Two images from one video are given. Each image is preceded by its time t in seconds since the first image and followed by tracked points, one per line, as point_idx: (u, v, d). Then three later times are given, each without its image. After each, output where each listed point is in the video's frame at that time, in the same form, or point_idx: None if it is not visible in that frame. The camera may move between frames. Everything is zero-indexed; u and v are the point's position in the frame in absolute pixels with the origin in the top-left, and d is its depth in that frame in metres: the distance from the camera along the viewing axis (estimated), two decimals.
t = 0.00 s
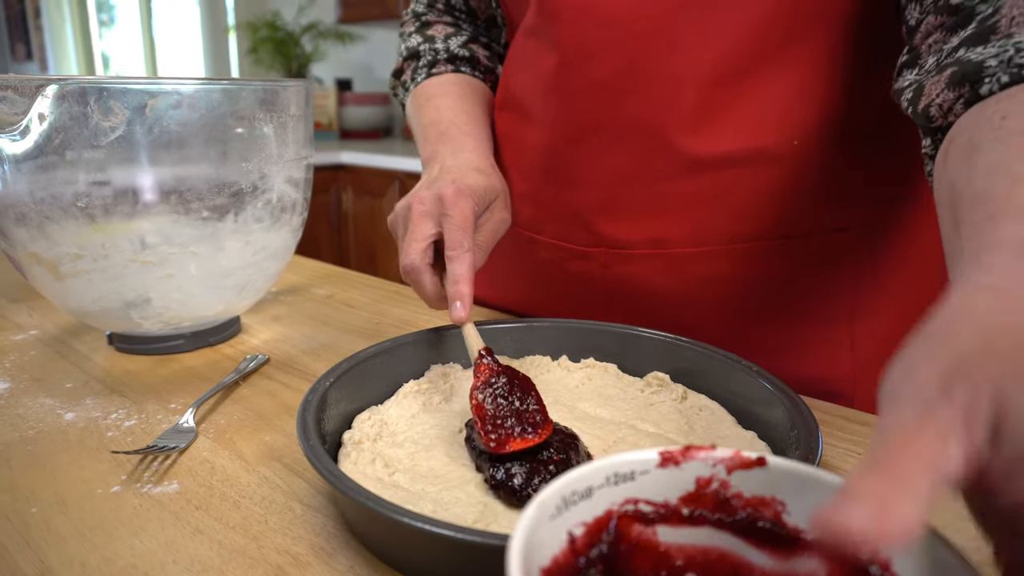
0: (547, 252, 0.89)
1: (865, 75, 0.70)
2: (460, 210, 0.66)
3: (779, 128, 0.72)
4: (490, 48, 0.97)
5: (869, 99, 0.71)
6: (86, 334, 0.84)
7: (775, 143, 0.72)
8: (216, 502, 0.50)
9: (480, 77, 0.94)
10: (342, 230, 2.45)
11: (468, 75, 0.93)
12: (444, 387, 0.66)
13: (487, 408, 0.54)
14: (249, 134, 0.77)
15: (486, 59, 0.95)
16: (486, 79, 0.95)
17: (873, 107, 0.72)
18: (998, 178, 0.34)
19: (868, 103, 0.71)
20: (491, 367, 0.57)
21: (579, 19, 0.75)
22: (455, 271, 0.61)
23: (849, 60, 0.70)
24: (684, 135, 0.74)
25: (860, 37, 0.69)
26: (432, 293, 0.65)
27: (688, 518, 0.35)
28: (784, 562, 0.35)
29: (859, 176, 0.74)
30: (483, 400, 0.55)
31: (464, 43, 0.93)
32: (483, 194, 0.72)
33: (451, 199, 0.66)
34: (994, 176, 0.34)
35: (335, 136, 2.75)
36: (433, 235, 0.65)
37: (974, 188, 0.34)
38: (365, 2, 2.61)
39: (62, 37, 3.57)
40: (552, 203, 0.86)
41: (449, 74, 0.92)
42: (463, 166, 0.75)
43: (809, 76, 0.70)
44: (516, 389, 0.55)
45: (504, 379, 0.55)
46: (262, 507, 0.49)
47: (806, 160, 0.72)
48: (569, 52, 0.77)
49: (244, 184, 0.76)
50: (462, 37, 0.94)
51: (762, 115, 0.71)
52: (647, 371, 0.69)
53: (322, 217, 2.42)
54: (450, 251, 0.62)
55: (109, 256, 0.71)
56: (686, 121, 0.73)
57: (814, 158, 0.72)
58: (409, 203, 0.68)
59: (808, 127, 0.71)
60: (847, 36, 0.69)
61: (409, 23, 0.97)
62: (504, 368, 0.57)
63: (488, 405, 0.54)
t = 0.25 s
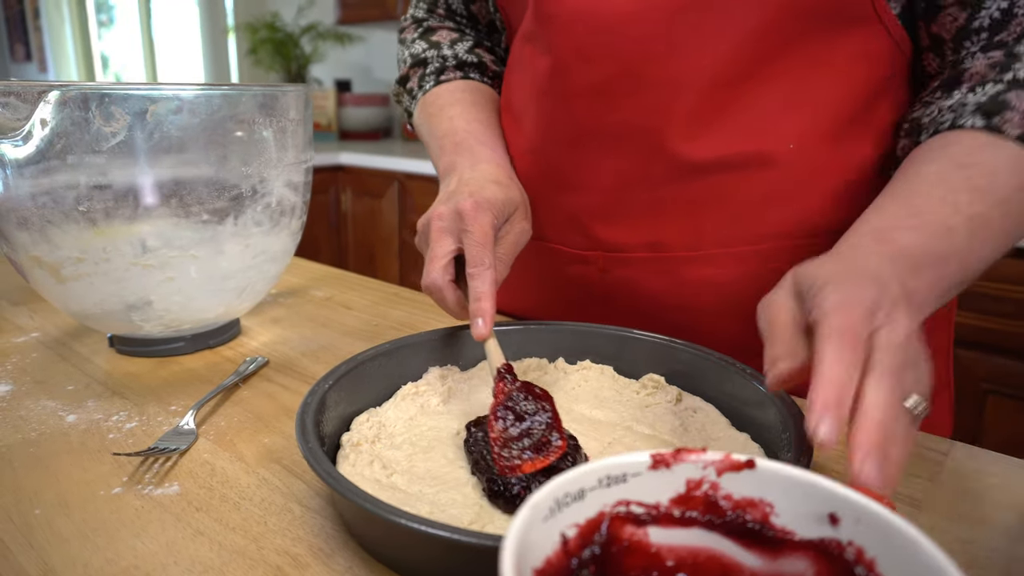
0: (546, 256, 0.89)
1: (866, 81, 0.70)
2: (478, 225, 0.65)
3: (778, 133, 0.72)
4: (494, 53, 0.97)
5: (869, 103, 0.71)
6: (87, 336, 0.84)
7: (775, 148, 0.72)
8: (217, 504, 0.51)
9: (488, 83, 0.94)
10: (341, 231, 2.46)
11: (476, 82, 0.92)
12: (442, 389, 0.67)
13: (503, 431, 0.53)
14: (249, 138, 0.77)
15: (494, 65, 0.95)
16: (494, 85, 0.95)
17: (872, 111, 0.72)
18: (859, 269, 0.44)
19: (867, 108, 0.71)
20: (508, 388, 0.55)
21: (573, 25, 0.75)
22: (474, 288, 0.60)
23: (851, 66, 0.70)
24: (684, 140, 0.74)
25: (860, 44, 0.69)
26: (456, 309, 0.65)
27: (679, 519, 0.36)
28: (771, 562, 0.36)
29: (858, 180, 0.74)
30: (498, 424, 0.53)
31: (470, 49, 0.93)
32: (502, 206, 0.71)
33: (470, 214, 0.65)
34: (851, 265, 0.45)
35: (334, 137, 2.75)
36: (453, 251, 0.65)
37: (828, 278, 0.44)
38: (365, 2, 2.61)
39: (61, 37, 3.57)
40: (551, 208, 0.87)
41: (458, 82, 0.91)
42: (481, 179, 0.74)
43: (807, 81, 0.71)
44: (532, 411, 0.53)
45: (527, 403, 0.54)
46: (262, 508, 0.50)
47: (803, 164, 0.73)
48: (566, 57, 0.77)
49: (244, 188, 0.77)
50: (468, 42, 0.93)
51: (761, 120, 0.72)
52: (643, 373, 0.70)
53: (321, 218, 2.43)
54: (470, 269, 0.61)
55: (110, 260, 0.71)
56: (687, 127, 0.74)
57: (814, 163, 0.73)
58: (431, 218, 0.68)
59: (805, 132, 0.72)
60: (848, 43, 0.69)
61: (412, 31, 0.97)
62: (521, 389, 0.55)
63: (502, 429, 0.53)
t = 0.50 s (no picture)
0: (557, 271, 0.89)
1: (867, 101, 0.73)
2: (495, 248, 0.69)
3: (790, 152, 0.74)
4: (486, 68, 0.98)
5: (870, 122, 0.74)
6: (90, 349, 0.85)
7: (786, 167, 0.74)
8: (220, 521, 0.52)
9: (479, 100, 0.95)
10: (340, 236, 2.47)
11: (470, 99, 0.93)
12: (442, 405, 0.68)
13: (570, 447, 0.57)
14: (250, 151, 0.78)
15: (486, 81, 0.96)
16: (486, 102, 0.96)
17: (875, 130, 0.75)
18: (813, 326, 0.48)
19: (870, 127, 0.74)
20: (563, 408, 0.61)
21: (597, 45, 0.75)
22: (502, 311, 0.66)
23: (853, 87, 0.73)
24: (699, 160, 0.75)
25: (865, 64, 0.72)
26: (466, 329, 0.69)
27: (670, 543, 0.37)
28: None
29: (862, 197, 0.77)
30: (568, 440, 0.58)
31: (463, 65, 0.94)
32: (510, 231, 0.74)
33: (487, 239, 0.69)
34: (804, 329, 0.48)
35: (333, 141, 2.76)
36: (468, 274, 0.69)
37: (782, 340, 0.48)
38: (364, 7, 2.63)
39: (61, 39, 3.58)
40: (564, 224, 0.86)
41: (451, 98, 0.92)
42: (483, 202, 0.75)
43: (817, 103, 0.73)
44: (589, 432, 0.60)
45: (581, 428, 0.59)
46: (264, 526, 0.51)
47: (816, 183, 0.75)
48: (585, 79, 0.77)
49: (245, 205, 0.78)
50: (461, 59, 0.94)
51: (773, 138, 0.74)
52: (639, 389, 0.71)
53: (321, 222, 2.44)
54: (495, 292, 0.67)
55: (114, 276, 0.72)
56: (700, 147, 0.75)
57: (824, 181, 0.75)
58: (443, 239, 0.70)
59: (817, 152, 0.74)
60: (852, 64, 0.72)
61: (405, 39, 0.98)
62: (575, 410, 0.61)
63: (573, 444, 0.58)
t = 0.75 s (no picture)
0: (557, 273, 0.89)
1: (863, 105, 0.74)
2: (421, 240, 0.72)
3: (786, 155, 0.74)
4: (456, 79, 0.95)
5: (868, 127, 0.75)
6: (90, 351, 0.86)
7: (782, 170, 0.74)
8: (219, 522, 0.52)
9: (438, 110, 0.92)
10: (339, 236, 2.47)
11: (425, 107, 0.91)
12: (439, 406, 0.69)
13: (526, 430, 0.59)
14: (249, 154, 0.78)
15: (447, 92, 0.93)
16: (445, 113, 0.93)
17: (871, 135, 0.75)
18: (799, 347, 0.50)
19: (867, 133, 0.75)
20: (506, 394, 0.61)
21: (600, 50, 0.76)
22: (428, 297, 0.67)
23: (851, 92, 0.73)
24: (696, 162, 0.76)
25: (862, 69, 0.73)
26: (382, 315, 0.69)
27: (662, 542, 0.38)
28: None
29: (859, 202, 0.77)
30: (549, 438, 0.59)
31: (426, 72, 0.92)
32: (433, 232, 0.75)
33: (413, 231, 0.71)
34: (792, 351, 0.50)
35: (333, 141, 2.75)
36: (394, 261, 0.70)
37: (772, 363, 0.49)
38: (364, 8, 2.63)
39: (60, 40, 3.59)
40: (564, 226, 0.87)
41: (406, 105, 0.90)
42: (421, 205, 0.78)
43: (815, 107, 0.74)
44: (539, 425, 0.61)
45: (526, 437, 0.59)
46: (263, 526, 0.52)
47: (814, 186, 0.75)
48: (586, 83, 0.78)
49: (244, 208, 0.78)
50: (426, 66, 0.93)
51: (770, 140, 0.74)
52: (634, 390, 0.71)
53: (320, 223, 2.45)
54: (423, 279, 0.68)
55: (114, 279, 0.73)
56: (698, 149, 0.75)
57: (820, 184, 0.75)
58: (367, 228, 0.72)
59: (815, 155, 0.74)
60: (850, 69, 0.72)
61: (381, 37, 0.98)
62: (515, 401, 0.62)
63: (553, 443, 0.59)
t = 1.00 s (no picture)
0: (555, 274, 0.89)
1: (858, 106, 0.74)
2: (402, 267, 0.68)
3: (782, 156, 0.75)
4: (457, 90, 0.95)
5: (863, 128, 0.75)
6: (90, 352, 0.86)
7: (779, 170, 0.75)
8: (220, 523, 0.53)
9: (435, 123, 0.91)
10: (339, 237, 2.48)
11: (421, 118, 0.90)
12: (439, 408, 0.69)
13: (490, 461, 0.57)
14: (249, 156, 0.78)
15: (446, 104, 0.93)
16: (443, 126, 0.92)
17: (865, 136, 0.76)
18: (798, 352, 0.51)
19: (861, 134, 0.75)
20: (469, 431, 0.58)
21: (594, 51, 0.76)
22: (404, 330, 0.63)
23: (846, 94, 0.73)
24: (693, 163, 0.76)
25: (857, 71, 0.73)
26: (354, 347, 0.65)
27: (661, 544, 0.38)
28: None
29: (855, 203, 0.78)
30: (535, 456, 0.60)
31: (425, 83, 0.92)
32: (416, 259, 0.73)
33: (396, 257, 0.68)
34: (789, 356, 0.50)
35: (333, 142, 2.72)
36: (372, 288, 0.67)
37: (770, 367, 0.50)
38: (362, 9, 2.63)
39: (59, 40, 3.59)
40: (562, 227, 0.87)
41: (402, 116, 0.90)
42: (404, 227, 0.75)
43: (810, 108, 0.74)
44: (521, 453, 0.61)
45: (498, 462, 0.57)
46: (264, 528, 0.52)
47: (809, 187, 0.75)
48: (582, 82, 0.78)
49: (244, 210, 0.79)
50: (426, 76, 0.92)
51: (767, 141, 0.75)
52: (633, 392, 0.72)
53: (319, 223, 2.45)
54: (402, 309, 0.65)
55: (114, 281, 0.73)
56: (695, 150, 0.75)
57: (817, 185, 0.75)
58: (346, 254, 0.68)
59: (811, 156, 0.75)
60: (846, 70, 0.73)
61: (383, 43, 0.97)
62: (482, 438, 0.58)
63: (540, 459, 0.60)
